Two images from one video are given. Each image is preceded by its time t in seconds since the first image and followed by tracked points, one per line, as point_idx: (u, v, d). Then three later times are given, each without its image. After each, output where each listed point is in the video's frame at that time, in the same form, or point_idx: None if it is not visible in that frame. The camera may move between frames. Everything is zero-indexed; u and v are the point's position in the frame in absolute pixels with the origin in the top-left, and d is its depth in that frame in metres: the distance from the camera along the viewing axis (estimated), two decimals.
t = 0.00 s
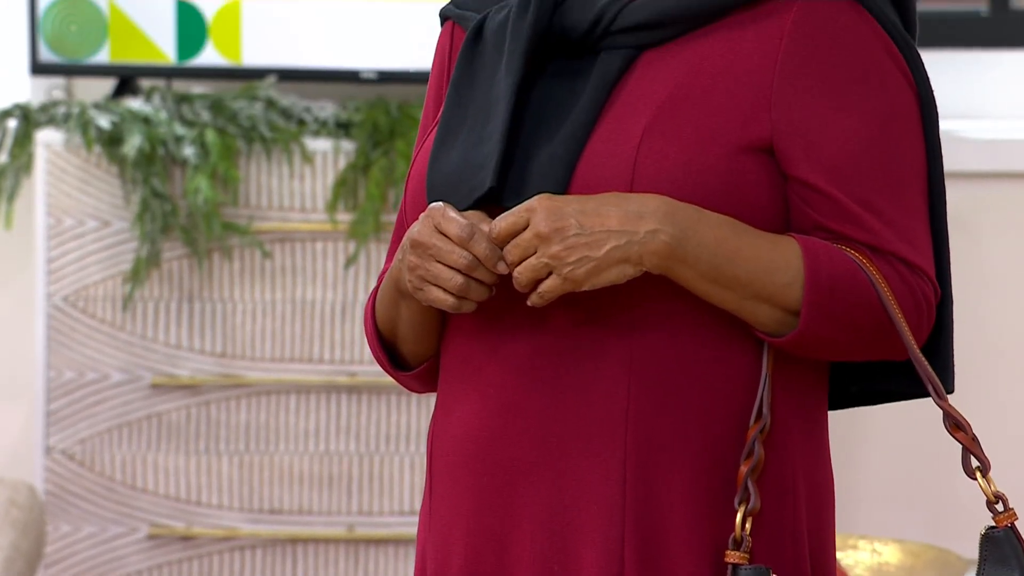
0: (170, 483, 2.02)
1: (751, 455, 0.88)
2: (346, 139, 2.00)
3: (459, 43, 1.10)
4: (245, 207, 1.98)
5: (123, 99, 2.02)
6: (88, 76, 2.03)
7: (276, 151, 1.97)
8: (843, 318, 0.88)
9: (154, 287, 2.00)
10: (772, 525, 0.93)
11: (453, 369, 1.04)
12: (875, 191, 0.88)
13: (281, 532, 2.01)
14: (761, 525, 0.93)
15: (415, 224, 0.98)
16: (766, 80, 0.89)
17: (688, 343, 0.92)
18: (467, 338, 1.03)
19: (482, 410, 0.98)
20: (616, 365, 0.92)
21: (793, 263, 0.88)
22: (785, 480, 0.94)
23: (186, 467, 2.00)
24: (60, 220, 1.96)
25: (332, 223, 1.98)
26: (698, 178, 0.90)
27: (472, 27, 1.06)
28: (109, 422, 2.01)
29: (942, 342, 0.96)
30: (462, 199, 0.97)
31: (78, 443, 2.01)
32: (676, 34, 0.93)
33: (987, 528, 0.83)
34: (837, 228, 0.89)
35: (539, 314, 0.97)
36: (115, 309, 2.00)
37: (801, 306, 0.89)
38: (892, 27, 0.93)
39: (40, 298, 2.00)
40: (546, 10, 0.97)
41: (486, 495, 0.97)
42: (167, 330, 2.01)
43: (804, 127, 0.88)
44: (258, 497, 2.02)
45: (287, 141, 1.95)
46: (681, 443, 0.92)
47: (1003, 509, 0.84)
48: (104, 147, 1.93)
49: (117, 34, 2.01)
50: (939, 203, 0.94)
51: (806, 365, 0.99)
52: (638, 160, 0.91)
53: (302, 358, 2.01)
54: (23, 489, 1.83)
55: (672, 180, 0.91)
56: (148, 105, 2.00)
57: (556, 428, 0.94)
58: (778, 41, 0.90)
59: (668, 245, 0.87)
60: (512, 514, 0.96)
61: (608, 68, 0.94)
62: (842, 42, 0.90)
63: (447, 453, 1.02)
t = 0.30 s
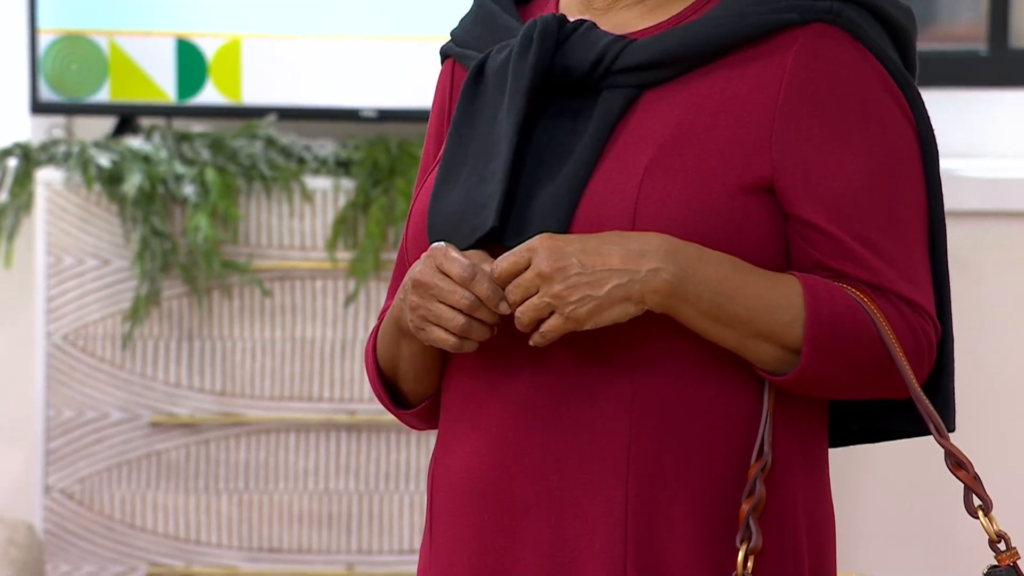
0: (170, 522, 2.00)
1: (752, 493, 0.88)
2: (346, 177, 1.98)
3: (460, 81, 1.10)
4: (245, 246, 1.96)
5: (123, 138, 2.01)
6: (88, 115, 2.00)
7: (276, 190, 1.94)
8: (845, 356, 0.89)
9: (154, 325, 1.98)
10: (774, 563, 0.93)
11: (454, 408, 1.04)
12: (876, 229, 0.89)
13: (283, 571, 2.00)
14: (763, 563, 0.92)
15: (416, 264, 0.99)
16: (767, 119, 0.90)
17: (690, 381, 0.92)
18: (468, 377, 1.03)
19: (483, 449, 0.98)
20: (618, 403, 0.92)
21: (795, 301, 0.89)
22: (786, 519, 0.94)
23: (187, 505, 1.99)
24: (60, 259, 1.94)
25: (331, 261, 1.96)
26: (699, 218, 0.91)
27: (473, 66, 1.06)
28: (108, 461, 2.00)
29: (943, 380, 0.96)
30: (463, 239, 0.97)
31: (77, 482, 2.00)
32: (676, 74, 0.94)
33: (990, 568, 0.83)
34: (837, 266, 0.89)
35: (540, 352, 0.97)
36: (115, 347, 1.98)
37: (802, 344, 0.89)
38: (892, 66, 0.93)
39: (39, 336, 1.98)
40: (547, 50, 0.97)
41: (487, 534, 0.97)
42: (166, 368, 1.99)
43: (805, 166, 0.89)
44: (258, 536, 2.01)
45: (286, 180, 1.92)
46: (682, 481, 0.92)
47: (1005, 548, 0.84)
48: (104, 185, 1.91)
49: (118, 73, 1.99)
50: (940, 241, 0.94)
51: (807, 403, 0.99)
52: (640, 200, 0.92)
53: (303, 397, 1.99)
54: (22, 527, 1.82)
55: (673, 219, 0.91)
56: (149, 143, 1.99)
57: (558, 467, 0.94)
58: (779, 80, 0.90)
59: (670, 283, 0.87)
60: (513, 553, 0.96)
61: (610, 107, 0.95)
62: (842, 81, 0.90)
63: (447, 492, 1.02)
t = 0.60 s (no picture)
0: (169, 562, 1.99)
1: (749, 531, 0.87)
2: (346, 217, 1.96)
3: (457, 120, 1.11)
4: (245, 285, 1.94)
5: (124, 178, 1.99)
6: (88, 155, 1.98)
7: (276, 229, 1.93)
8: (842, 394, 0.89)
9: (154, 365, 1.97)
10: None
11: (450, 446, 1.04)
12: (871, 267, 0.89)
13: None
14: None
15: (412, 303, 0.99)
16: (762, 158, 0.90)
17: (686, 419, 0.92)
18: (464, 415, 1.02)
19: (481, 487, 0.98)
20: (614, 442, 0.92)
21: (791, 339, 0.89)
22: (784, 557, 0.93)
23: (186, 545, 1.97)
24: (60, 298, 1.93)
25: (331, 300, 1.94)
26: (695, 255, 0.91)
27: (469, 105, 1.06)
28: (107, 501, 1.98)
29: (940, 419, 0.96)
30: (459, 277, 0.98)
31: (76, 523, 1.98)
32: (672, 112, 0.94)
33: None
34: (834, 303, 0.90)
35: (536, 390, 0.97)
36: (114, 387, 1.97)
37: (799, 382, 0.89)
38: (887, 104, 0.93)
39: (38, 375, 1.97)
40: (542, 89, 0.98)
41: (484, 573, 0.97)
42: (166, 408, 1.98)
43: (801, 205, 0.89)
44: None
45: (287, 219, 1.91)
46: (679, 519, 0.91)
47: None
48: (105, 226, 1.90)
49: (118, 112, 1.96)
50: (936, 278, 0.95)
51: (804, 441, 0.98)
52: (636, 238, 0.92)
53: (302, 436, 1.98)
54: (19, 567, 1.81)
55: (669, 257, 0.92)
56: (149, 183, 1.98)
57: (554, 506, 0.93)
58: (775, 119, 0.90)
59: (666, 321, 0.87)
60: None
61: (606, 146, 0.95)
62: (838, 120, 0.90)
63: (444, 531, 1.01)
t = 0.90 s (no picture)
0: None
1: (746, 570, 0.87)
2: (346, 257, 1.96)
3: (453, 157, 1.11)
4: (245, 325, 1.94)
5: (123, 220, 1.99)
6: (88, 197, 1.99)
7: (275, 269, 1.93)
8: (837, 433, 0.89)
9: (153, 406, 1.96)
10: None
11: (445, 485, 1.03)
12: (867, 306, 0.89)
13: None
14: None
15: (408, 340, 0.99)
16: (757, 197, 0.90)
17: (682, 457, 0.92)
18: (459, 454, 1.02)
19: (477, 526, 0.98)
20: (610, 480, 0.92)
21: (787, 376, 0.89)
22: None
23: None
24: (59, 339, 1.92)
25: (331, 341, 1.93)
26: (690, 293, 0.92)
27: (466, 142, 1.06)
28: (106, 543, 1.97)
29: (935, 459, 0.96)
30: (454, 314, 0.98)
31: (75, 565, 1.97)
32: (668, 149, 0.94)
33: None
34: (829, 341, 0.90)
35: (530, 428, 0.96)
36: (114, 429, 1.96)
37: (794, 420, 0.89)
38: (883, 144, 0.92)
39: (38, 416, 1.96)
40: (538, 125, 0.97)
41: None
42: (165, 449, 1.97)
43: (795, 244, 0.89)
44: None
45: (287, 260, 1.91)
46: (675, 558, 0.91)
47: None
48: (105, 267, 1.90)
49: (118, 154, 1.97)
50: (932, 316, 0.94)
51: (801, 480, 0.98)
52: (631, 275, 0.93)
53: (302, 477, 1.97)
54: None
55: (664, 295, 0.92)
56: (148, 225, 1.98)
57: (551, 544, 0.93)
58: (770, 158, 0.90)
59: (662, 358, 0.87)
60: None
61: (602, 184, 0.95)
62: (833, 159, 0.90)
63: (440, 570, 1.01)
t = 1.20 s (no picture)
0: None
1: None
2: (346, 298, 1.95)
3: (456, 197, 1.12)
4: (245, 367, 1.93)
5: (123, 262, 1.98)
6: (88, 239, 2.00)
7: (275, 311, 1.92)
8: (838, 473, 0.89)
9: (152, 448, 1.95)
10: None
11: (446, 525, 1.03)
12: (868, 347, 0.89)
13: None
14: None
15: (408, 380, 0.99)
16: (759, 237, 0.91)
17: (683, 497, 0.92)
18: (460, 494, 1.02)
19: (477, 566, 0.97)
20: (611, 520, 0.92)
21: (787, 417, 0.89)
22: None
23: None
24: (58, 382, 1.91)
25: (331, 382, 1.93)
26: (690, 332, 0.92)
27: (467, 182, 1.07)
28: None
29: (936, 501, 0.96)
30: (455, 353, 0.99)
31: None
32: (670, 189, 0.95)
33: None
34: (830, 382, 0.90)
35: (531, 468, 0.96)
36: (113, 471, 1.95)
37: (795, 461, 0.89)
38: (884, 184, 0.92)
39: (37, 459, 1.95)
40: (540, 164, 0.98)
41: None
42: (164, 491, 1.96)
43: (796, 286, 0.89)
44: None
45: (287, 302, 1.91)
46: None
47: None
48: (104, 309, 1.89)
49: (118, 197, 1.98)
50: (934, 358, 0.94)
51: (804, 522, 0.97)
52: (632, 314, 0.93)
53: (301, 520, 1.96)
54: None
55: (664, 334, 0.92)
56: (148, 266, 1.98)
57: None
58: (771, 199, 0.91)
59: (662, 398, 0.87)
60: None
61: (602, 224, 0.96)
62: (835, 201, 0.90)
63: None
